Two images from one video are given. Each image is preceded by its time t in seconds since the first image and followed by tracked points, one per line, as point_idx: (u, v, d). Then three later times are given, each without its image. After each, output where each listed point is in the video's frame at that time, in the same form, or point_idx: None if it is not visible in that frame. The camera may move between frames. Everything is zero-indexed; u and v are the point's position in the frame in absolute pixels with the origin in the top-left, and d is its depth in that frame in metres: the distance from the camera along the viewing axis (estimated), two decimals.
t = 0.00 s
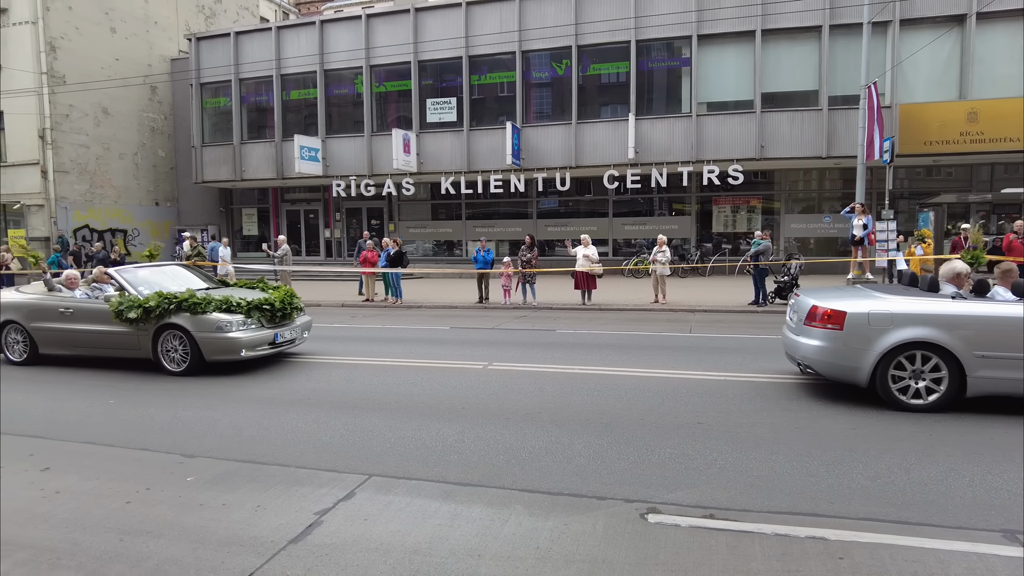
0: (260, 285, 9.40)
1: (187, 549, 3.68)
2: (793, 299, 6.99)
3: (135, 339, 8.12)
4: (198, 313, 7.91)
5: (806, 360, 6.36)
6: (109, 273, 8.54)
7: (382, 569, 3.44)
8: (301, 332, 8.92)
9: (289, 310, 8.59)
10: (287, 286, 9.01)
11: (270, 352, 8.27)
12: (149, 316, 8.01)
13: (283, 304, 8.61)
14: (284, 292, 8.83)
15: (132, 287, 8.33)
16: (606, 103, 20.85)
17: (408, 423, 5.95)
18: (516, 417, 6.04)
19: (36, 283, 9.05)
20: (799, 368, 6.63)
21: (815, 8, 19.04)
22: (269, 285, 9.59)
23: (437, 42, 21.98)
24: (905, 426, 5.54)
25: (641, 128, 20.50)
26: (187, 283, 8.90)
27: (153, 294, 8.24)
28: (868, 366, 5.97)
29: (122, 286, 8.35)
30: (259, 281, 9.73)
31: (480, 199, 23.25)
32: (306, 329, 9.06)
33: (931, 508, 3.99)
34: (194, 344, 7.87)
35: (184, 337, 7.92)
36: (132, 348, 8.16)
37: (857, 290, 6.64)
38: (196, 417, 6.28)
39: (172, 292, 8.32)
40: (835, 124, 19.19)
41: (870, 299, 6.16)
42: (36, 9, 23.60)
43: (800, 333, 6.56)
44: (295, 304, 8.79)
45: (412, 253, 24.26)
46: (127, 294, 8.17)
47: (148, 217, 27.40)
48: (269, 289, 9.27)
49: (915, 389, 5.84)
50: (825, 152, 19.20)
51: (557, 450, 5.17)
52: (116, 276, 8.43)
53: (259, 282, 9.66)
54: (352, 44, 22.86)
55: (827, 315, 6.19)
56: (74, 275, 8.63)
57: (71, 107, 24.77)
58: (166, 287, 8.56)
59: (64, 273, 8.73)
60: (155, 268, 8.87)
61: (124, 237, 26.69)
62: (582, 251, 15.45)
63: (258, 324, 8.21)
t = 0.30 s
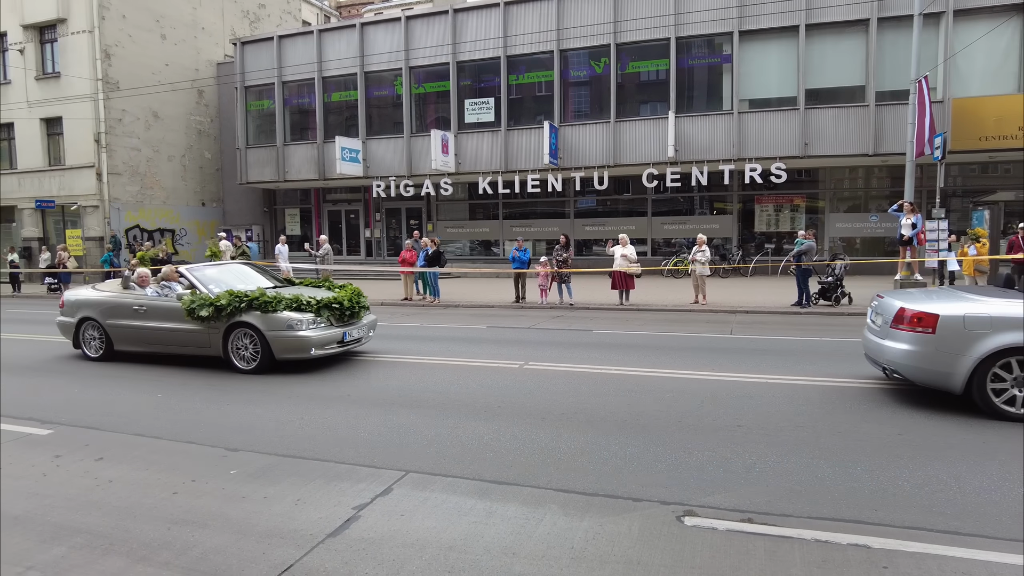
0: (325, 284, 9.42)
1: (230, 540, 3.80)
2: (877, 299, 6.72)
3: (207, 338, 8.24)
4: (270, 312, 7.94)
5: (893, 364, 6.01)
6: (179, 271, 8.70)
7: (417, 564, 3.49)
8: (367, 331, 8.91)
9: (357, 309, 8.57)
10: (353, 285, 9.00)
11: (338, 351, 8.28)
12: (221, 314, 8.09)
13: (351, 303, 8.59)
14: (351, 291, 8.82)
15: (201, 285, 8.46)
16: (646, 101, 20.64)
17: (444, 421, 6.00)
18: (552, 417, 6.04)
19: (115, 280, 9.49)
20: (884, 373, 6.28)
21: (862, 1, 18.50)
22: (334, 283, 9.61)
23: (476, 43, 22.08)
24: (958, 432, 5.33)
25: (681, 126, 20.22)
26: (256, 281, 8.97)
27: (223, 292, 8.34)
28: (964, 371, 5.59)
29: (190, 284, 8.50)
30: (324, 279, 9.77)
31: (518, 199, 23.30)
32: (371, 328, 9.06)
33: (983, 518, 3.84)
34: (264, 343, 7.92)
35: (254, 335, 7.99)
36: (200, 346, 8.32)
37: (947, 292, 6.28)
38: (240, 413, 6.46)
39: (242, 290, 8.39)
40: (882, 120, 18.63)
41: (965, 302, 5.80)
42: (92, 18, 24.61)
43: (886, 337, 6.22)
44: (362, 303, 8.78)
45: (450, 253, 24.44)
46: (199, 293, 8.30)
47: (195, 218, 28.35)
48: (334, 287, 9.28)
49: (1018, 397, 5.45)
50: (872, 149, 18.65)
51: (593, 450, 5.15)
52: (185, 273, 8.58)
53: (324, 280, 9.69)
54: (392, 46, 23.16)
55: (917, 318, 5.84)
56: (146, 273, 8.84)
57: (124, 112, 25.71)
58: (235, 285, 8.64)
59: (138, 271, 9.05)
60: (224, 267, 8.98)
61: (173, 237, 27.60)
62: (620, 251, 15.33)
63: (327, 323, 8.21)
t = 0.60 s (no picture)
0: (391, 283, 9.48)
1: (271, 532, 3.89)
2: (972, 302, 6.46)
3: (277, 336, 8.35)
4: (340, 310, 8.01)
5: (994, 370, 5.75)
6: (248, 270, 8.89)
7: (452, 561, 3.51)
8: (433, 330, 8.92)
9: (425, 308, 8.58)
10: (419, 285, 9.02)
11: (407, 350, 8.30)
12: (291, 312, 8.19)
13: (419, 302, 8.61)
14: (418, 290, 8.84)
15: (270, 283, 8.61)
16: (688, 99, 20.34)
17: (482, 420, 6.01)
18: (589, 418, 6.00)
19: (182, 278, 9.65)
20: (983, 379, 6.00)
21: None
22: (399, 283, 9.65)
23: (515, 42, 22.11)
24: (1017, 441, 5.09)
25: (724, 124, 19.84)
26: (323, 281, 9.07)
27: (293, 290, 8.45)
28: None
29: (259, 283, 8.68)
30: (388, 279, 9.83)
31: (558, 198, 23.24)
32: (438, 327, 9.06)
33: None
34: (334, 341, 7.99)
35: (324, 333, 8.06)
36: (270, 344, 8.43)
37: None
38: (282, 408, 6.61)
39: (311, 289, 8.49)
40: (936, 115, 17.93)
41: None
42: (146, 26, 25.55)
43: (985, 341, 5.96)
44: (429, 303, 8.79)
45: (489, 253, 24.52)
46: (269, 291, 8.44)
47: (241, 217, 29.15)
48: (400, 286, 9.32)
49: None
50: (925, 145, 17.98)
51: (630, 452, 5.10)
52: (255, 272, 8.75)
53: (389, 280, 9.74)
54: (433, 47, 23.38)
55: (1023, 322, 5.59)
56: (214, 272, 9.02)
57: (175, 116, 26.60)
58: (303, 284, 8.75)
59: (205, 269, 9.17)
60: (290, 266, 9.12)
61: (220, 236, 28.42)
62: (661, 251, 15.13)
63: (396, 322, 8.24)
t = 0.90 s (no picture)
0: (447, 283, 9.41)
1: (301, 526, 3.95)
2: None
3: (336, 335, 8.34)
4: (401, 309, 7.96)
5: None
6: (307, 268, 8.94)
7: (479, 560, 3.51)
8: (491, 330, 8.83)
9: (485, 308, 8.48)
10: (477, 284, 8.94)
11: (466, 350, 8.22)
12: (351, 311, 8.17)
13: (478, 301, 8.52)
14: (477, 290, 8.76)
15: (328, 282, 8.61)
16: (724, 96, 20.02)
17: (512, 419, 6.00)
18: (619, 419, 5.94)
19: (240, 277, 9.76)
20: None
21: None
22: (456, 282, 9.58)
23: (548, 41, 22.06)
24: None
25: (761, 121, 19.48)
26: (381, 280, 9.04)
27: (353, 289, 8.44)
28: None
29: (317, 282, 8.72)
30: (444, 278, 9.77)
31: (590, 197, 23.11)
32: (495, 327, 8.97)
33: None
34: (395, 341, 7.94)
35: (385, 333, 8.03)
36: (328, 343, 8.43)
37: None
38: (315, 405, 6.70)
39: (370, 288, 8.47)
40: (984, 110, 17.29)
41: None
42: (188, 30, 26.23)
43: None
44: (488, 302, 8.69)
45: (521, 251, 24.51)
46: (328, 290, 8.44)
47: (278, 217, 29.73)
48: (457, 286, 9.25)
49: None
50: (972, 141, 17.35)
51: (660, 454, 5.03)
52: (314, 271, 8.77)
53: (445, 279, 9.67)
54: (466, 47, 23.47)
55: None
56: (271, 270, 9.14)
57: (214, 117, 27.25)
58: (361, 284, 8.73)
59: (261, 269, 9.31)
60: (347, 264, 9.12)
61: (258, 235, 29.02)
62: (696, 250, 14.92)
63: (456, 322, 8.17)
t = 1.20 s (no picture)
0: (497, 283, 9.24)
1: (325, 521, 3.99)
2: None
3: (388, 335, 8.21)
4: (454, 309, 7.79)
5: None
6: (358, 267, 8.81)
7: (500, 557, 3.51)
8: (543, 331, 8.62)
9: (540, 308, 8.26)
10: (529, 284, 8.73)
11: (519, 351, 8.03)
12: (403, 311, 8.04)
13: (531, 301, 8.31)
14: (529, 290, 8.55)
15: (380, 282, 8.48)
16: (751, 93, 19.75)
17: (536, 419, 5.99)
18: (643, 419, 5.89)
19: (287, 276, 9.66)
20: None
21: None
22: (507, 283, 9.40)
23: (572, 39, 21.99)
24: None
25: (789, 118, 19.17)
26: (432, 280, 8.90)
27: (404, 288, 8.31)
28: None
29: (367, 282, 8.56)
30: (493, 278, 9.59)
31: (615, 195, 22.98)
32: (547, 328, 8.75)
33: None
34: (448, 341, 7.79)
35: (438, 333, 7.88)
36: (381, 343, 8.30)
37: None
38: (339, 401, 6.78)
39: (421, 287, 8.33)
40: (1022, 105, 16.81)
41: None
42: (217, 32, 26.69)
43: None
44: (541, 302, 8.48)
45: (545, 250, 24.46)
46: (380, 289, 8.32)
47: (305, 216, 30.10)
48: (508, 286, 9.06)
49: None
50: (1009, 137, 16.86)
51: (682, 455, 4.98)
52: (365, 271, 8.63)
53: (494, 279, 9.51)
54: (490, 46, 23.50)
55: None
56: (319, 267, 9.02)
57: (243, 117, 27.67)
58: (412, 282, 8.60)
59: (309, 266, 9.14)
60: (396, 262, 9.00)
61: (286, 234, 29.42)
62: (722, 248, 14.75)
63: (510, 322, 7.98)
